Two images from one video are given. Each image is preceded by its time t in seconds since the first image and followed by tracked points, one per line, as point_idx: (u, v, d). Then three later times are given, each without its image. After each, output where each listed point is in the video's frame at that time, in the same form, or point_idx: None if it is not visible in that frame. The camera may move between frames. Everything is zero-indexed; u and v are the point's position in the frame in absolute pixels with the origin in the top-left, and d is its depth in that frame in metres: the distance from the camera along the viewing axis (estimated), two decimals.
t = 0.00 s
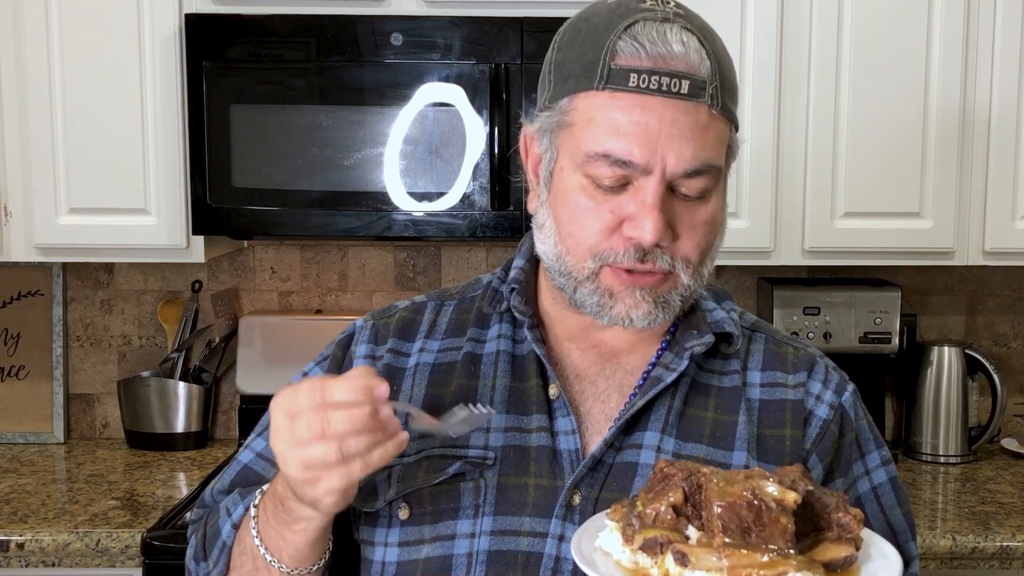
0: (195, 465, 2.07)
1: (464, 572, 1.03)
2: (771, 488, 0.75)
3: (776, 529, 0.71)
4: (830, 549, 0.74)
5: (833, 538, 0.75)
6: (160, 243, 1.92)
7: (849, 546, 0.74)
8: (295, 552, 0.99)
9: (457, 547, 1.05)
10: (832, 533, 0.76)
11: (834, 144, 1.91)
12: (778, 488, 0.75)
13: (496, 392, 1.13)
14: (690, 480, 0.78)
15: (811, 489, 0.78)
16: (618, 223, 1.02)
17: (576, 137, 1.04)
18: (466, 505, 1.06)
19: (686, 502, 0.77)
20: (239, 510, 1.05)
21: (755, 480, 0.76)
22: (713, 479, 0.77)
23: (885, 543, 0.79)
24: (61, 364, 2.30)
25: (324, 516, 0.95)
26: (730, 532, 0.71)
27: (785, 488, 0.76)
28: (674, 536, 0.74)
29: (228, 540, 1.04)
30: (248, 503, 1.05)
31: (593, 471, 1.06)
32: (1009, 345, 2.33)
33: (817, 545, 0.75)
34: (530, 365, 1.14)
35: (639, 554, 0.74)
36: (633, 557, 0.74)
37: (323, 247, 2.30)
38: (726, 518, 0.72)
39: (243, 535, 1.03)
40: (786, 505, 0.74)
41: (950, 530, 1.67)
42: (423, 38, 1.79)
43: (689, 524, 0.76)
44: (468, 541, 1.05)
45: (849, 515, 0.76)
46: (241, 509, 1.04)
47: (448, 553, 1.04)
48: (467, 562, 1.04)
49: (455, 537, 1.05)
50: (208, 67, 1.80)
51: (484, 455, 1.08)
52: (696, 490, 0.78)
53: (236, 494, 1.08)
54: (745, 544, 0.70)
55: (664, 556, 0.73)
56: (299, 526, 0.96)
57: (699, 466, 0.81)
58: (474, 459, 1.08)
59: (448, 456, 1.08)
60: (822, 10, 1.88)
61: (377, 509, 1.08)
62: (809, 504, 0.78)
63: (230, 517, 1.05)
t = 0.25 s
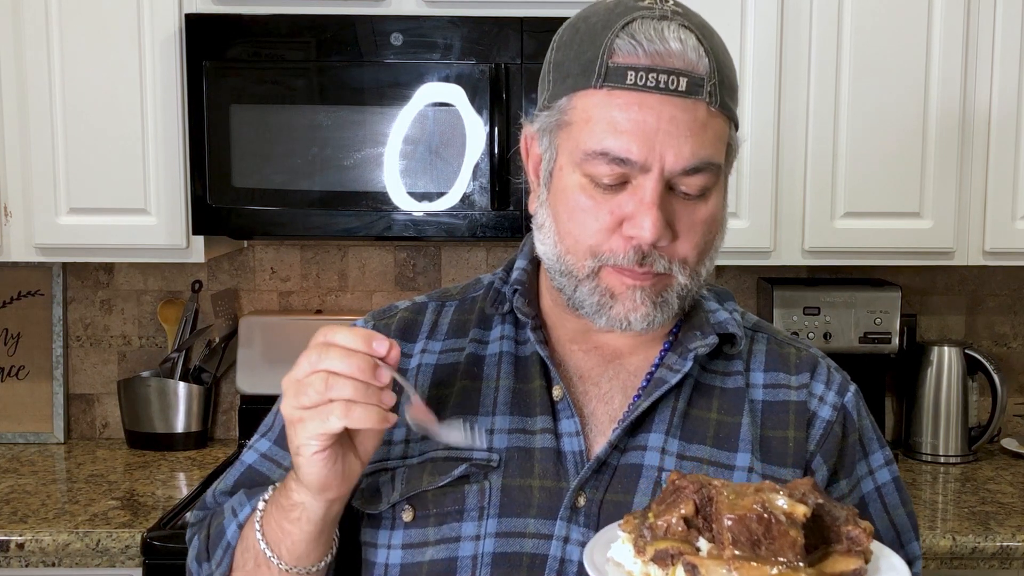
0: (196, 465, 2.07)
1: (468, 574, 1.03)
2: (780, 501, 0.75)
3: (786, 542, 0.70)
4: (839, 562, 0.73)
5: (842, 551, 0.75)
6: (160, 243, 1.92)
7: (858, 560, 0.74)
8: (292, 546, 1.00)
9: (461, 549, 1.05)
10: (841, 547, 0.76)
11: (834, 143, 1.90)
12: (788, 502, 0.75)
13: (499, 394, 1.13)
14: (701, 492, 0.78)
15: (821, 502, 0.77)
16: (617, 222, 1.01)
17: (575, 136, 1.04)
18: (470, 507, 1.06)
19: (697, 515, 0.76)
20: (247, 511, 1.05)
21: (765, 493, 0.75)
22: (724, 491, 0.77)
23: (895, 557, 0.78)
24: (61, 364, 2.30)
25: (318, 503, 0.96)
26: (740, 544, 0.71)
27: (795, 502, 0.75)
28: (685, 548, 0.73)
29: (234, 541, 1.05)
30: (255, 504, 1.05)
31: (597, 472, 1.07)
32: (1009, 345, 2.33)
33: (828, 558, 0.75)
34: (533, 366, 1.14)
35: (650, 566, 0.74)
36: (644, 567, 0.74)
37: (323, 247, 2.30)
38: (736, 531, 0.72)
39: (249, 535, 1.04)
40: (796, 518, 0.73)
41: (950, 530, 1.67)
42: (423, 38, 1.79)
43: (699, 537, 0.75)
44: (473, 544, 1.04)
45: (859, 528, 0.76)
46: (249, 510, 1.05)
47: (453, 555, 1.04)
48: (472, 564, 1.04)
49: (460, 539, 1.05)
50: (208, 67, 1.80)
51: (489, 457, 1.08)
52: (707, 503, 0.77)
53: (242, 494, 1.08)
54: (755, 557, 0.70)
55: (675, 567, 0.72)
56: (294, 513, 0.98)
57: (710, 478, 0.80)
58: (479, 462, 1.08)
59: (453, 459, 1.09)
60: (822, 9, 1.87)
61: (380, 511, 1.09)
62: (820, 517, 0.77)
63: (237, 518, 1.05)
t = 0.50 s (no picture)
0: (196, 465, 2.07)
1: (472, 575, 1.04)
2: (786, 506, 0.74)
3: (791, 548, 0.70)
4: (845, 566, 0.73)
5: (848, 556, 0.75)
6: (160, 243, 1.92)
7: (864, 563, 0.73)
8: (309, 535, 0.98)
9: (466, 550, 1.05)
10: (847, 551, 0.75)
11: (834, 143, 1.90)
12: (794, 507, 0.74)
13: (500, 396, 1.13)
14: (709, 497, 0.78)
15: (827, 507, 0.77)
16: (604, 219, 1.02)
17: (563, 134, 1.05)
18: (474, 509, 1.07)
19: (704, 519, 0.76)
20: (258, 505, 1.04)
21: (772, 498, 0.76)
22: (731, 497, 0.77)
23: (900, 560, 0.78)
24: (61, 364, 2.30)
25: (339, 486, 0.94)
26: (746, 550, 0.71)
27: (801, 506, 0.75)
28: (692, 552, 0.73)
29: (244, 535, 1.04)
30: (265, 496, 1.04)
31: (600, 472, 1.07)
32: (1009, 345, 2.33)
33: (833, 561, 0.75)
34: (534, 368, 1.14)
35: (658, 570, 0.73)
36: (651, 571, 0.74)
37: (323, 247, 2.30)
38: (742, 536, 0.72)
39: (258, 526, 1.02)
40: (802, 524, 0.73)
41: (950, 531, 1.67)
42: (423, 38, 1.79)
43: (706, 541, 0.75)
44: (477, 545, 1.05)
45: (864, 533, 0.76)
46: (259, 503, 1.04)
47: (457, 557, 1.05)
48: (476, 565, 1.04)
49: (463, 541, 1.05)
50: (208, 67, 1.80)
51: (492, 459, 1.08)
52: (714, 507, 0.77)
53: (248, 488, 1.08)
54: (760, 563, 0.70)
55: (682, 572, 0.72)
56: (314, 497, 0.96)
57: (716, 483, 0.80)
58: (482, 464, 1.08)
59: (456, 461, 1.09)
60: (822, 9, 1.88)
61: (383, 513, 1.08)
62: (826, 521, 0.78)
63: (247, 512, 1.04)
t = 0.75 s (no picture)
0: (196, 465, 2.07)
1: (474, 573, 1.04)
2: (779, 493, 0.75)
3: (785, 534, 0.71)
4: (838, 552, 0.73)
5: (841, 542, 0.75)
6: (160, 243, 1.92)
7: (857, 549, 0.74)
8: (319, 484, 0.96)
9: (468, 548, 1.05)
10: (841, 537, 0.75)
11: (834, 144, 1.90)
12: (786, 494, 0.75)
13: (501, 394, 1.13)
14: (700, 487, 0.77)
15: (818, 494, 0.78)
16: (589, 218, 1.02)
17: (549, 135, 1.05)
18: (476, 507, 1.06)
19: (697, 510, 0.76)
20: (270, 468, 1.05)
21: (762, 486, 0.76)
22: (722, 486, 0.76)
23: (892, 546, 0.79)
24: (61, 364, 2.30)
25: (358, 423, 0.95)
26: (739, 538, 0.71)
27: (792, 494, 0.75)
28: (686, 543, 0.72)
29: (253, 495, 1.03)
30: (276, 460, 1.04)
31: (598, 470, 1.07)
32: (1009, 345, 2.33)
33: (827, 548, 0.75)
34: (534, 366, 1.14)
35: (652, 562, 0.73)
36: (645, 564, 0.73)
37: (323, 247, 2.30)
38: (735, 525, 0.72)
39: (268, 483, 1.02)
40: (794, 510, 0.73)
41: (951, 530, 1.67)
42: (423, 38, 1.79)
43: (700, 532, 0.75)
44: (479, 543, 1.05)
45: (857, 519, 0.76)
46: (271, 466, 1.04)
47: (459, 555, 1.05)
48: (478, 564, 1.04)
49: (465, 539, 1.05)
50: (208, 67, 1.80)
51: (494, 457, 1.08)
52: (706, 497, 0.77)
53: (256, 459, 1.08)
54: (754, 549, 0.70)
55: (676, 563, 0.72)
56: (331, 438, 0.96)
57: (707, 474, 0.80)
58: (485, 462, 1.07)
59: (459, 459, 1.08)
60: (822, 10, 1.88)
61: (384, 508, 1.08)
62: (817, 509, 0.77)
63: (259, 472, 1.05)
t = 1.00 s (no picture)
0: (196, 465, 2.07)
1: (472, 572, 1.04)
2: (778, 478, 0.74)
3: (789, 522, 0.71)
4: (836, 534, 0.73)
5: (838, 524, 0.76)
6: (160, 243, 1.92)
7: (853, 530, 0.74)
8: (345, 498, 0.97)
9: (465, 548, 1.05)
10: (836, 519, 0.76)
11: (835, 143, 1.90)
12: (785, 479, 0.74)
13: (499, 394, 1.12)
14: (694, 480, 0.78)
15: (811, 477, 0.78)
16: (606, 230, 1.01)
17: (561, 148, 1.04)
18: (473, 506, 1.06)
19: (692, 503, 0.77)
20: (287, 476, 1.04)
21: (760, 473, 0.75)
22: (720, 477, 0.76)
23: (882, 525, 0.80)
24: (61, 364, 2.30)
25: (386, 444, 0.95)
26: (745, 529, 0.71)
27: (790, 478, 0.76)
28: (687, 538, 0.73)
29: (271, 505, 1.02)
30: (295, 469, 1.04)
31: (596, 470, 1.07)
32: (1009, 345, 2.33)
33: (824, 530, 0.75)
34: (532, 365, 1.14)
35: (650, 558, 0.72)
36: (644, 561, 0.72)
37: (323, 247, 2.30)
38: (738, 514, 0.71)
39: (290, 492, 1.02)
40: (796, 495, 0.73)
41: (950, 530, 1.67)
42: (423, 38, 1.79)
43: (696, 524, 0.76)
44: (477, 542, 1.05)
45: (852, 500, 0.77)
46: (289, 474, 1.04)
47: (457, 553, 1.05)
48: (476, 563, 1.04)
49: (463, 538, 1.05)
50: (208, 67, 1.80)
51: (492, 457, 1.08)
52: (700, 488, 0.78)
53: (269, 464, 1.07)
54: (763, 540, 0.70)
55: (678, 558, 0.72)
56: (357, 455, 0.96)
57: (698, 465, 0.81)
58: (482, 462, 1.08)
59: (456, 460, 1.08)
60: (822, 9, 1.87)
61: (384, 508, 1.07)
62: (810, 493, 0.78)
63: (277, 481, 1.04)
